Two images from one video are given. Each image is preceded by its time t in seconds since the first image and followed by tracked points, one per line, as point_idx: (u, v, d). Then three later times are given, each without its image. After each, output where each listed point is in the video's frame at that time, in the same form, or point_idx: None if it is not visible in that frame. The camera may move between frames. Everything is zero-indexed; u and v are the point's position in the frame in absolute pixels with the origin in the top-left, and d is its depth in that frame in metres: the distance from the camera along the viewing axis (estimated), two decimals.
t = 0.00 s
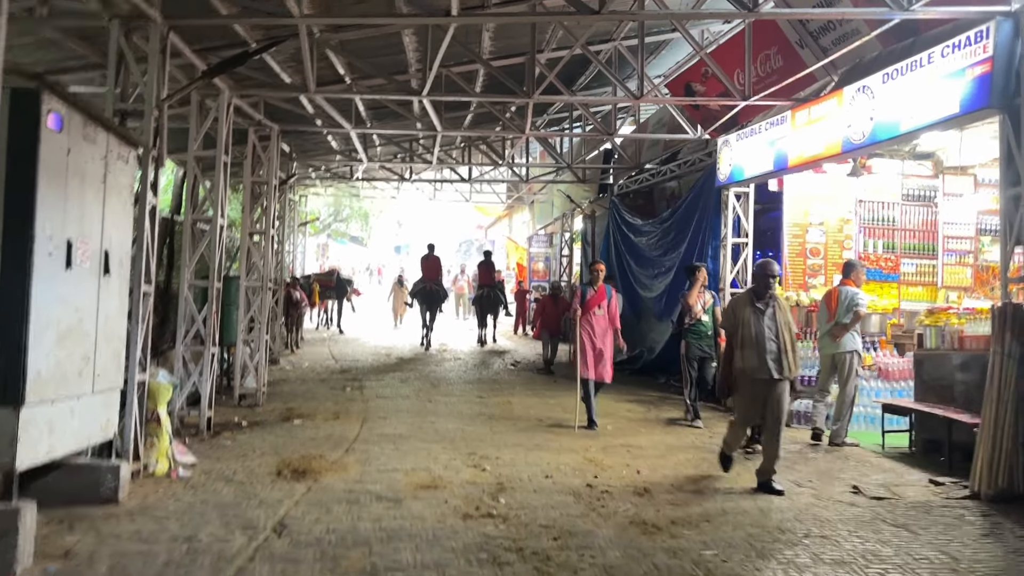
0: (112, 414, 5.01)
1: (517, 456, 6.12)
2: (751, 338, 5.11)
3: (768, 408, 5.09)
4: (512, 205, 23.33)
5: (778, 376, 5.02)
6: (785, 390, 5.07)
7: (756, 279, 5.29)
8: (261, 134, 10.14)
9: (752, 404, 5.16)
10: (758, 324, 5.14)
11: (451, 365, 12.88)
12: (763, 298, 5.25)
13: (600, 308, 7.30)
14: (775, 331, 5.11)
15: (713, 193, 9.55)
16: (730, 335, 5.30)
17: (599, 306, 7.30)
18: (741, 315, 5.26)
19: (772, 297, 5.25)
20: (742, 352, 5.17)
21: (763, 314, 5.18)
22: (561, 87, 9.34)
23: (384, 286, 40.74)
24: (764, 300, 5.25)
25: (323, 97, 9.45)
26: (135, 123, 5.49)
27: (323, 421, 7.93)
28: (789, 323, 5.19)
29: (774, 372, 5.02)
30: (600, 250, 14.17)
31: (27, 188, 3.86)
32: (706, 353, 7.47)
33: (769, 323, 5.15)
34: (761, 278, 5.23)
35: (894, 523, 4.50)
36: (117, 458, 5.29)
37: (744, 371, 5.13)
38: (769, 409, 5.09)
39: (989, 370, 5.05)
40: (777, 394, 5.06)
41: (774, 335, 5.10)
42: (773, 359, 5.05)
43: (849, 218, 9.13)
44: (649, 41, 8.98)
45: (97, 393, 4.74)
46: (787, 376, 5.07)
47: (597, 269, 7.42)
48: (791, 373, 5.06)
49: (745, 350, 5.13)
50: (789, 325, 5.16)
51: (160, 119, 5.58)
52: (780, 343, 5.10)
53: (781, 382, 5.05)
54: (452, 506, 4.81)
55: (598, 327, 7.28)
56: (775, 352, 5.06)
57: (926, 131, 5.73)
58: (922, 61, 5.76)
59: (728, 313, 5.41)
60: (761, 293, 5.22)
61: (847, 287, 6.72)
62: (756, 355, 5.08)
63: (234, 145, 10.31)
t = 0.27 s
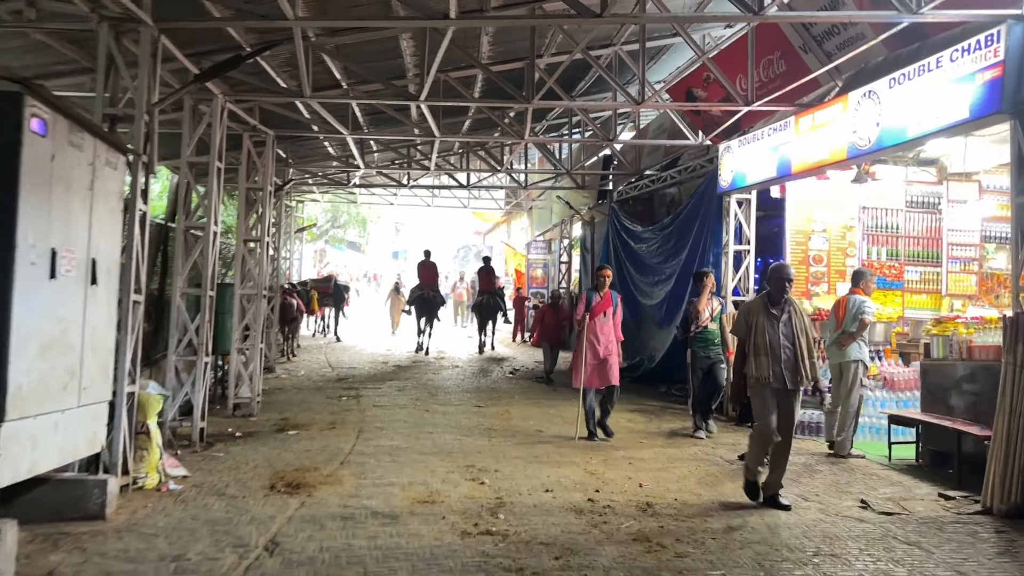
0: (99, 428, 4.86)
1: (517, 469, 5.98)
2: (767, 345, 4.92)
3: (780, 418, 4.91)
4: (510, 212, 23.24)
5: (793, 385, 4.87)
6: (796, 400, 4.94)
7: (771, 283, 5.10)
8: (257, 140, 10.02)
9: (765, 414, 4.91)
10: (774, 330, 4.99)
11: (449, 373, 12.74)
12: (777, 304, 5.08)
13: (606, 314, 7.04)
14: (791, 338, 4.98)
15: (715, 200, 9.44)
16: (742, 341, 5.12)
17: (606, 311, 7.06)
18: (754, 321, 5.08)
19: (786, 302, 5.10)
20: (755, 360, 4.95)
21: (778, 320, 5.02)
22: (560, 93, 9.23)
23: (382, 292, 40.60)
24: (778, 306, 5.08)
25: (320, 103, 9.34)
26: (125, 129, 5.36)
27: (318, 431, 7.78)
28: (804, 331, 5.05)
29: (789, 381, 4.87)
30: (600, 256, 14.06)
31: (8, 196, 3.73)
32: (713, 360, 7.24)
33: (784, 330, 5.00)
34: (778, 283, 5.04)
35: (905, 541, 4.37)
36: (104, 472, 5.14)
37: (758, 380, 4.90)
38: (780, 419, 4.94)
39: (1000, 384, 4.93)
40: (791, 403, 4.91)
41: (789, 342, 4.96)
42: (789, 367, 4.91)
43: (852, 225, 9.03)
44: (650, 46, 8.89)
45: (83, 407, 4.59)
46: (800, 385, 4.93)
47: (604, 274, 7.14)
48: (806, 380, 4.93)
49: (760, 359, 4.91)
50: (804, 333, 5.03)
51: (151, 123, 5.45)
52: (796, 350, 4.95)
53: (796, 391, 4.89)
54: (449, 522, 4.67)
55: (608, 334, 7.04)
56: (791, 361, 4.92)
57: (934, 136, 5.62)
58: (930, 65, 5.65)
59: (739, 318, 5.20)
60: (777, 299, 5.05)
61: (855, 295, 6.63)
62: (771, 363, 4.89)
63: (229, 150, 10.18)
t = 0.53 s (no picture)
0: (77, 433, 4.68)
1: (510, 474, 5.83)
2: (774, 351, 4.75)
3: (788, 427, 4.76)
4: (503, 214, 23.12)
5: (801, 392, 4.73)
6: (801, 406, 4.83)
7: (779, 285, 4.89)
8: (245, 139, 9.85)
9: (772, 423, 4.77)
10: (782, 334, 4.80)
11: (440, 376, 12.58)
12: (785, 306, 4.89)
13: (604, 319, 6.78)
14: (800, 342, 4.80)
15: (710, 201, 9.33)
16: (748, 345, 4.93)
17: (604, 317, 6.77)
18: (761, 325, 4.89)
19: (795, 304, 4.90)
20: (762, 365, 4.79)
21: (787, 324, 4.83)
22: (553, 92, 9.11)
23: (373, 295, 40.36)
24: (787, 308, 4.89)
25: (309, 101, 9.18)
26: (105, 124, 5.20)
27: (306, 435, 7.61)
28: (813, 334, 4.87)
29: (797, 387, 4.73)
30: (593, 259, 13.95)
31: None
32: (715, 365, 7.05)
33: (793, 334, 4.82)
34: (786, 285, 4.84)
35: (909, 548, 4.26)
36: (83, 478, 4.95)
37: (764, 386, 4.75)
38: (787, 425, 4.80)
39: (1004, 386, 4.83)
40: (797, 410, 4.79)
41: (798, 347, 4.79)
42: (797, 373, 4.75)
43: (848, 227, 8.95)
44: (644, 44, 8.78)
45: (59, 411, 4.41)
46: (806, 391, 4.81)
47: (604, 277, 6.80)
48: (813, 386, 4.82)
49: (768, 364, 4.75)
50: (813, 338, 4.86)
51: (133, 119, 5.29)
52: (804, 355, 4.80)
53: (804, 397, 4.78)
54: (440, 530, 4.51)
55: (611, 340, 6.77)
56: (800, 366, 4.75)
57: (935, 134, 5.54)
58: (931, 62, 5.57)
59: (745, 321, 5.00)
60: (786, 302, 4.84)
61: (856, 297, 6.52)
62: (779, 370, 4.73)
63: (217, 150, 10.00)
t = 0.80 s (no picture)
0: (59, 437, 4.52)
1: (507, 479, 5.68)
2: (789, 363, 4.40)
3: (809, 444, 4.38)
4: (499, 216, 22.99)
5: (820, 406, 4.36)
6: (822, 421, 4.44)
7: (792, 290, 4.54)
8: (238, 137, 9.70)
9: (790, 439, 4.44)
10: (798, 344, 4.43)
11: (436, 378, 12.41)
12: (801, 313, 4.52)
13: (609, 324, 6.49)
14: (817, 352, 4.43)
15: (710, 200, 9.20)
16: (762, 355, 4.60)
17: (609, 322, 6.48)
18: (775, 334, 4.54)
19: (811, 310, 4.53)
20: (777, 378, 4.46)
21: (803, 332, 4.46)
22: (551, 90, 8.97)
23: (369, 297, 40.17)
24: (802, 314, 4.52)
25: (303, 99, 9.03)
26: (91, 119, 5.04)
27: (298, 439, 7.45)
28: (833, 341, 4.48)
29: (817, 400, 4.36)
30: (590, 260, 13.82)
31: None
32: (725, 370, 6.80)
33: (810, 343, 4.45)
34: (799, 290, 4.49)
35: (919, 556, 4.11)
36: (65, 484, 4.78)
37: (780, 399, 4.41)
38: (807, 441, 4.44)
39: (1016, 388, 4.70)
40: (819, 424, 4.42)
41: (815, 357, 4.42)
42: (816, 385, 4.38)
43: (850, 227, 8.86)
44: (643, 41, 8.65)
45: (39, 414, 4.25)
46: (826, 404, 4.44)
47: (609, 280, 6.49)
48: (834, 398, 4.43)
49: (783, 376, 4.41)
50: (832, 346, 4.47)
51: (118, 113, 5.13)
52: (823, 365, 4.43)
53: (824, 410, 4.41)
54: (435, 537, 4.36)
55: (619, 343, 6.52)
56: (818, 378, 4.37)
57: (941, 130, 5.43)
58: (938, 56, 5.45)
59: (758, 330, 4.66)
60: (800, 308, 4.49)
61: (864, 300, 6.38)
62: (796, 383, 4.37)
63: (209, 148, 9.83)
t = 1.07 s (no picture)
0: (44, 455, 4.32)
1: (510, 496, 5.48)
2: (815, 376, 4.12)
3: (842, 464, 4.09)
4: (501, 220, 22.81)
5: (853, 422, 4.05)
6: (860, 439, 4.10)
7: (817, 299, 4.26)
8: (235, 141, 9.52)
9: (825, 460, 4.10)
10: (824, 356, 4.15)
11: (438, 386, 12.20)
12: (828, 323, 4.23)
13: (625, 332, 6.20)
14: (846, 364, 4.12)
15: (716, 205, 8.99)
16: (787, 369, 4.33)
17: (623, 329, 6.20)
18: (800, 346, 4.27)
19: (839, 320, 4.23)
20: (804, 393, 4.17)
21: (830, 344, 4.17)
22: (555, 93, 8.79)
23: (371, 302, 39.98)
24: (829, 324, 4.23)
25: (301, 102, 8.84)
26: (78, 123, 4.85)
27: (296, 451, 7.25)
28: (864, 352, 4.17)
29: (849, 416, 4.04)
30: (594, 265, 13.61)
31: None
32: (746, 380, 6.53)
33: (838, 354, 4.16)
34: (824, 299, 4.21)
35: None
36: (50, 503, 4.59)
37: (808, 416, 4.12)
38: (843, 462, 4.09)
39: None
40: (856, 443, 4.06)
41: (844, 369, 4.12)
42: (847, 400, 4.06)
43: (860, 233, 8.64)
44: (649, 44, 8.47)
45: (20, 432, 4.05)
46: (863, 420, 4.08)
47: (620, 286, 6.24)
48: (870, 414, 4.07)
49: (810, 391, 4.13)
50: (863, 357, 4.16)
51: (107, 117, 4.94)
52: (854, 378, 4.10)
53: (859, 428, 4.05)
54: (436, 560, 4.16)
55: (635, 350, 6.24)
56: (849, 392, 4.07)
57: (959, 134, 5.24)
58: (955, 57, 5.27)
59: (782, 341, 4.39)
60: (826, 317, 4.20)
61: (882, 309, 6.18)
62: (824, 397, 4.08)
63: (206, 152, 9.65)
